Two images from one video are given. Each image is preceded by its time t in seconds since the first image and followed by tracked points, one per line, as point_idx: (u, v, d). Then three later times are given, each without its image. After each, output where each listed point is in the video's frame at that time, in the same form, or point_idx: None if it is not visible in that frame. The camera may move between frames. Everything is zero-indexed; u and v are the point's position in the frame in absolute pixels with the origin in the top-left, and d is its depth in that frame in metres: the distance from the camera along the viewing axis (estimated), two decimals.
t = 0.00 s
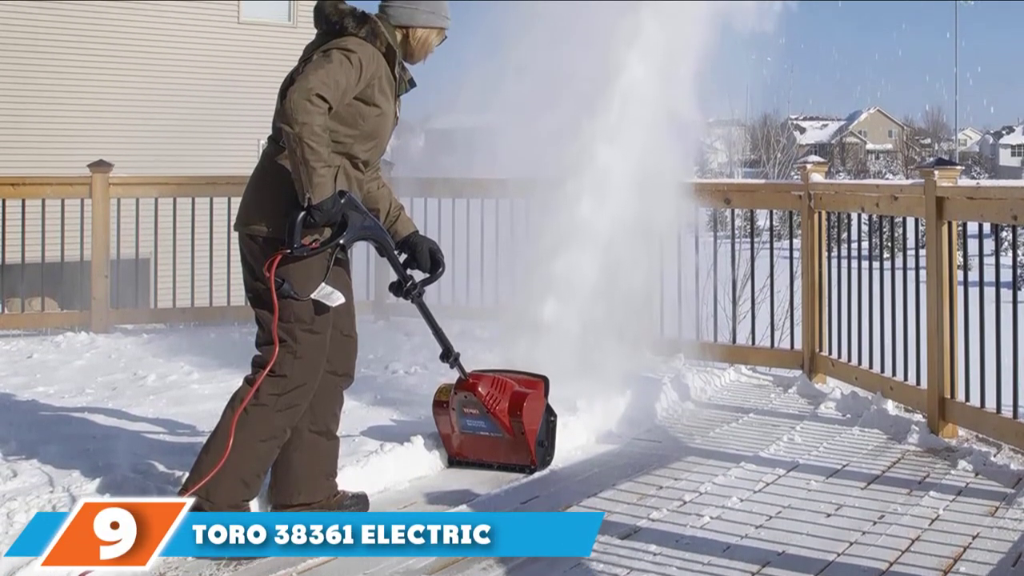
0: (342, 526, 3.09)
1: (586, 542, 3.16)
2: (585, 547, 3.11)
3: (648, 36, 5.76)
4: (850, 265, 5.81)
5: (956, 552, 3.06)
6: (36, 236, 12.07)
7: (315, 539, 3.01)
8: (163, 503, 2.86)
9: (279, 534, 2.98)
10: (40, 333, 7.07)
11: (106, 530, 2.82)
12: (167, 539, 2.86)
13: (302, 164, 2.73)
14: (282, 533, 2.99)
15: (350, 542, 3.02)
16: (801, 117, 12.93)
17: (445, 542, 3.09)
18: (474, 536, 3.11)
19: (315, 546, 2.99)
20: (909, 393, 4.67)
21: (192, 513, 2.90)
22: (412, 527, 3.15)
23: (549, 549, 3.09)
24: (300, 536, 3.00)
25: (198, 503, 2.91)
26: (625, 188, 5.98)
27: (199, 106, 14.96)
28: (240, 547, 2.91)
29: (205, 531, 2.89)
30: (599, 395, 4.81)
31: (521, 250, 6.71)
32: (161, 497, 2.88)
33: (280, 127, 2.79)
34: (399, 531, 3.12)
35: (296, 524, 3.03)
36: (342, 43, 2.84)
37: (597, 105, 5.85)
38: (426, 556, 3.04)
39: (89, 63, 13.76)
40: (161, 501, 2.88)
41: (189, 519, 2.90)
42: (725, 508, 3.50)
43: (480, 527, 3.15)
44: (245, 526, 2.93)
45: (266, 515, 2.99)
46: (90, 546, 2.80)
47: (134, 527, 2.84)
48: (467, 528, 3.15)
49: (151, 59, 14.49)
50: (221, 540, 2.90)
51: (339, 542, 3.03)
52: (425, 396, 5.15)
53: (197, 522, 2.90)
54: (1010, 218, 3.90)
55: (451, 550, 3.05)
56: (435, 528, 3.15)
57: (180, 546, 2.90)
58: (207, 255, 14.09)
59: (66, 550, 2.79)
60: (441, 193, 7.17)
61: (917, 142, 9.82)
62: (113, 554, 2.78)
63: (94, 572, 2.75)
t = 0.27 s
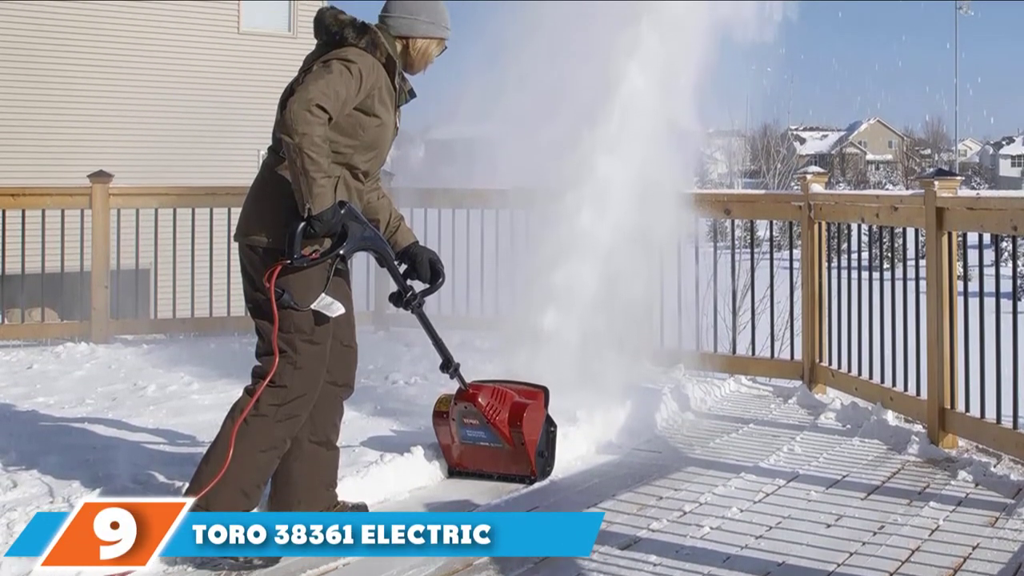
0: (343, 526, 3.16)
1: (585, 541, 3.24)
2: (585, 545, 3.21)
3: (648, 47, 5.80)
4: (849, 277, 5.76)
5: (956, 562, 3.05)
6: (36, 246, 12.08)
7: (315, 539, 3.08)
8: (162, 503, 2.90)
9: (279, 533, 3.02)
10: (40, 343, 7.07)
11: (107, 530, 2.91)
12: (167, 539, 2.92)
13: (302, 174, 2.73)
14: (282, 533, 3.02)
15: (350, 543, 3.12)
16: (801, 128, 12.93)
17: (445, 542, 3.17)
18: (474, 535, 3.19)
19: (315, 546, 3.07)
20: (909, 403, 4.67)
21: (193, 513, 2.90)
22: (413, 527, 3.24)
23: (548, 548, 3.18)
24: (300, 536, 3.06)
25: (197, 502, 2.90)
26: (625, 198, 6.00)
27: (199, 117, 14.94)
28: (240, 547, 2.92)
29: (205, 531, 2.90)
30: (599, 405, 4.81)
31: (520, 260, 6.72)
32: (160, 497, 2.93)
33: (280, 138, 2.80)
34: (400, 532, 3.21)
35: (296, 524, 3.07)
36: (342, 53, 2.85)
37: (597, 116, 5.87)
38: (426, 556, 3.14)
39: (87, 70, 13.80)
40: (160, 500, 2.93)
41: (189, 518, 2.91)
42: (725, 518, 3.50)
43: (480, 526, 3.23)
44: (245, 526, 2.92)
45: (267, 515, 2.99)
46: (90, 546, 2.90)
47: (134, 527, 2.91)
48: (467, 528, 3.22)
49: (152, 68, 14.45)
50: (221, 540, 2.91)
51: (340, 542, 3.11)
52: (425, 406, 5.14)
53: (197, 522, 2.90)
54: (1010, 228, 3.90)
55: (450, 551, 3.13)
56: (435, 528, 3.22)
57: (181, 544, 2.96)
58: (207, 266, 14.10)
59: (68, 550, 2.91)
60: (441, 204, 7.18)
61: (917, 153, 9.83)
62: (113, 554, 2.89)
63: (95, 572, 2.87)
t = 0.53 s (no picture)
0: (342, 526, 3.16)
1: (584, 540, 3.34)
2: (586, 544, 3.31)
3: (649, 57, 5.82)
4: (850, 285, 5.83)
5: (956, 571, 3.05)
6: (37, 255, 12.12)
7: (315, 539, 3.09)
8: (162, 504, 2.86)
9: (279, 534, 3.01)
10: (40, 353, 7.07)
11: (106, 529, 2.87)
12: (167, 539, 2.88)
13: (302, 184, 2.74)
14: (282, 533, 3.02)
15: (351, 543, 3.12)
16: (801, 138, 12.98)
17: (445, 542, 3.21)
18: (475, 535, 3.23)
19: (315, 547, 3.08)
20: (909, 413, 4.67)
21: (192, 513, 2.87)
22: (411, 527, 3.25)
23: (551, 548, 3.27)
24: (300, 536, 3.07)
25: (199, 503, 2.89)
26: (626, 207, 6.01)
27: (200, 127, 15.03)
28: (241, 546, 2.94)
29: (205, 531, 2.89)
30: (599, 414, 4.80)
31: (520, 269, 6.73)
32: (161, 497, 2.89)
33: (280, 147, 2.81)
34: (400, 532, 3.21)
35: (296, 524, 3.08)
36: (342, 62, 2.87)
37: (597, 125, 5.88)
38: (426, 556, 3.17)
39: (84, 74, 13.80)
40: (161, 500, 2.89)
41: (190, 519, 2.88)
42: (725, 527, 3.49)
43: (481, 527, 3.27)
44: (245, 526, 2.93)
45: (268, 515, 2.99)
46: (91, 546, 2.87)
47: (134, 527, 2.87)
48: (467, 527, 3.25)
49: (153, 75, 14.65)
50: (221, 540, 2.93)
51: (340, 543, 3.11)
52: (425, 415, 5.14)
53: (197, 522, 2.88)
54: (1010, 237, 3.92)
55: (451, 551, 3.17)
56: (435, 528, 3.25)
57: (182, 544, 2.94)
58: (207, 275, 14.13)
59: (69, 549, 2.89)
60: (441, 213, 7.19)
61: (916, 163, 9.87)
62: (114, 554, 2.86)
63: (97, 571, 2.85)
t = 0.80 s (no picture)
0: (342, 527, 3.27)
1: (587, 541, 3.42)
2: (585, 543, 3.41)
3: (649, 68, 5.83)
4: (848, 297, 5.74)
5: None
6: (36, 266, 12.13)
7: (315, 539, 3.19)
8: (161, 502, 2.91)
9: (279, 533, 3.10)
10: (39, 363, 7.06)
11: (108, 530, 2.93)
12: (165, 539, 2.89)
13: (302, 194, 2.75)
14: (282, 533, 3.10)
15: (351, 543, 3.25)
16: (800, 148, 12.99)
17: (446, 542, 3.36)
18: (474, 535, 3.35)
19: (316, 546, 3.19)
20: (909, 423, 4.67)
21: (192, 513, 2.88)
22: (412, 527, 3.40)
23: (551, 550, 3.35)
24: (300, 536, 3.15)
25: (197, 502, 2.89)
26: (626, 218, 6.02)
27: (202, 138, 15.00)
28: (240, 546, 2.95)
29: (205, 531, 2.88)
30: (599, 424, 4.80)
31: (520, 279, 6.73)
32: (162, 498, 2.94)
33: (280, 158, 2.82)
34: (399, 531, 3.36)
35: (296, 524, 3.15)
36: (342, 73, 2.88)
37: (597, 136, 5.90)
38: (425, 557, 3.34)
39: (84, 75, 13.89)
40: (160, 501, 2.94)
41: (189, 518, 2.88)
42: (725, 538, 3.49)
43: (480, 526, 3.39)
44: (245, 526, 2.93)
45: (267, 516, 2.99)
46: (91, 546, 2.94)
47: (134, 526, 2.92)
48: (467, 528, 3.40)
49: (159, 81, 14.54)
50: (222, 540, 2.92)
51: (340, 542, 3.23)
52: (425, 426, 5.14)
53: (197, 522, 2.88)
54: (1010, 248, 3.92)
55: (450, 551, 3.32)
56: (435, 529, 3.41)
57: (182, 545, 2.93)
58: (207, 286, 14.12)
59: (73, 550, 2.96)
60: (441, 224, 7.20)
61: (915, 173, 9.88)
62: (113, 554, 2.91)
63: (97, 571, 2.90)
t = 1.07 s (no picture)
0: (343, 526, 3.29)
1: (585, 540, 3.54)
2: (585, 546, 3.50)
3: (649, 79, 5.85)
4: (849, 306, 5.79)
5: None
6: (36, 277, 12.15)
7: (315, 539, 3.20)
8: (160, 504, 3.03)
9: (279, 534, 3.11)
10: (40, 373, 7.07)
11: (108, 529, 3.06)
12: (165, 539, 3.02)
13: (302, 205, 2.76)
14: (282, 534, 3.11)
15: (351, 543, 3.31)
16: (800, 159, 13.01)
17: (445, 542, 3.41)
18: (474, 535, 3.42)
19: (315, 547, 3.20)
20: (909, 433, 4.67)
21: (193, 514, 2.88)
22: (411, 526, 3.44)
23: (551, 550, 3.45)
24: (300, 536, 3.16)
25: (197, 503, 2.90)
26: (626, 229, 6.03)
27: (203, 149, 15.04)
28: (240, 546, 2.98)
29: (204, 531, 2.89)
30: (599, 434, 4.81)
31: (520, 289, 6.73)
32: (160, 499, 3.07)
33: (280, 168, 2.83)
34: (400, 531, 3.41)
35: (296, 524, 3.16)
36: (342, 83, 2.89)
37: (597, 147, 5.91)
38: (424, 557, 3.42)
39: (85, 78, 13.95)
40: (158, 502, 3.07)
41: (189, 519, 2.90)
42: (725, 548, 3.49)
43: (479, 528, 3.43)
44: (245, 527, 2.96)
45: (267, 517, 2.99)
46: (91, 546, 3.06)
47: (135, 526, 3.05)
48: (467, 527, 3.44)
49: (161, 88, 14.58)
50: (221, 540, 2.94)
51: (340, 542, 3.26)
52: (425, 436, 5.14)
53: (197, 522, 2.88)
54: (1010, 258, 3.93)
55: (450, 552, 3.40)
56: (435, 528, 3.44)
57: (180, 546, 2.97)
58: (207, 296, 14.13)
59: (73, 549, 3.09)
60: (441, 234, 7.21)
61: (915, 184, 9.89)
62: (114, 554, 3.05)
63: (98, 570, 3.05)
